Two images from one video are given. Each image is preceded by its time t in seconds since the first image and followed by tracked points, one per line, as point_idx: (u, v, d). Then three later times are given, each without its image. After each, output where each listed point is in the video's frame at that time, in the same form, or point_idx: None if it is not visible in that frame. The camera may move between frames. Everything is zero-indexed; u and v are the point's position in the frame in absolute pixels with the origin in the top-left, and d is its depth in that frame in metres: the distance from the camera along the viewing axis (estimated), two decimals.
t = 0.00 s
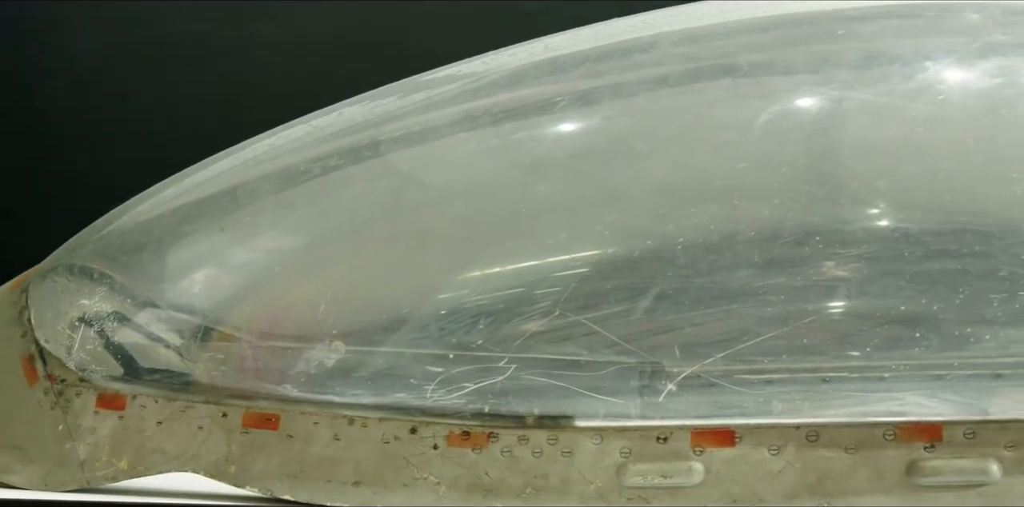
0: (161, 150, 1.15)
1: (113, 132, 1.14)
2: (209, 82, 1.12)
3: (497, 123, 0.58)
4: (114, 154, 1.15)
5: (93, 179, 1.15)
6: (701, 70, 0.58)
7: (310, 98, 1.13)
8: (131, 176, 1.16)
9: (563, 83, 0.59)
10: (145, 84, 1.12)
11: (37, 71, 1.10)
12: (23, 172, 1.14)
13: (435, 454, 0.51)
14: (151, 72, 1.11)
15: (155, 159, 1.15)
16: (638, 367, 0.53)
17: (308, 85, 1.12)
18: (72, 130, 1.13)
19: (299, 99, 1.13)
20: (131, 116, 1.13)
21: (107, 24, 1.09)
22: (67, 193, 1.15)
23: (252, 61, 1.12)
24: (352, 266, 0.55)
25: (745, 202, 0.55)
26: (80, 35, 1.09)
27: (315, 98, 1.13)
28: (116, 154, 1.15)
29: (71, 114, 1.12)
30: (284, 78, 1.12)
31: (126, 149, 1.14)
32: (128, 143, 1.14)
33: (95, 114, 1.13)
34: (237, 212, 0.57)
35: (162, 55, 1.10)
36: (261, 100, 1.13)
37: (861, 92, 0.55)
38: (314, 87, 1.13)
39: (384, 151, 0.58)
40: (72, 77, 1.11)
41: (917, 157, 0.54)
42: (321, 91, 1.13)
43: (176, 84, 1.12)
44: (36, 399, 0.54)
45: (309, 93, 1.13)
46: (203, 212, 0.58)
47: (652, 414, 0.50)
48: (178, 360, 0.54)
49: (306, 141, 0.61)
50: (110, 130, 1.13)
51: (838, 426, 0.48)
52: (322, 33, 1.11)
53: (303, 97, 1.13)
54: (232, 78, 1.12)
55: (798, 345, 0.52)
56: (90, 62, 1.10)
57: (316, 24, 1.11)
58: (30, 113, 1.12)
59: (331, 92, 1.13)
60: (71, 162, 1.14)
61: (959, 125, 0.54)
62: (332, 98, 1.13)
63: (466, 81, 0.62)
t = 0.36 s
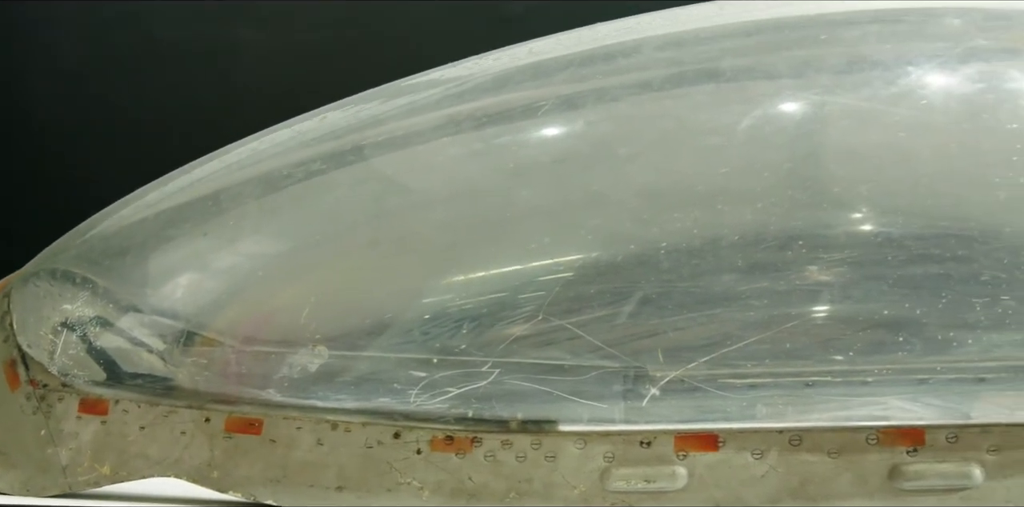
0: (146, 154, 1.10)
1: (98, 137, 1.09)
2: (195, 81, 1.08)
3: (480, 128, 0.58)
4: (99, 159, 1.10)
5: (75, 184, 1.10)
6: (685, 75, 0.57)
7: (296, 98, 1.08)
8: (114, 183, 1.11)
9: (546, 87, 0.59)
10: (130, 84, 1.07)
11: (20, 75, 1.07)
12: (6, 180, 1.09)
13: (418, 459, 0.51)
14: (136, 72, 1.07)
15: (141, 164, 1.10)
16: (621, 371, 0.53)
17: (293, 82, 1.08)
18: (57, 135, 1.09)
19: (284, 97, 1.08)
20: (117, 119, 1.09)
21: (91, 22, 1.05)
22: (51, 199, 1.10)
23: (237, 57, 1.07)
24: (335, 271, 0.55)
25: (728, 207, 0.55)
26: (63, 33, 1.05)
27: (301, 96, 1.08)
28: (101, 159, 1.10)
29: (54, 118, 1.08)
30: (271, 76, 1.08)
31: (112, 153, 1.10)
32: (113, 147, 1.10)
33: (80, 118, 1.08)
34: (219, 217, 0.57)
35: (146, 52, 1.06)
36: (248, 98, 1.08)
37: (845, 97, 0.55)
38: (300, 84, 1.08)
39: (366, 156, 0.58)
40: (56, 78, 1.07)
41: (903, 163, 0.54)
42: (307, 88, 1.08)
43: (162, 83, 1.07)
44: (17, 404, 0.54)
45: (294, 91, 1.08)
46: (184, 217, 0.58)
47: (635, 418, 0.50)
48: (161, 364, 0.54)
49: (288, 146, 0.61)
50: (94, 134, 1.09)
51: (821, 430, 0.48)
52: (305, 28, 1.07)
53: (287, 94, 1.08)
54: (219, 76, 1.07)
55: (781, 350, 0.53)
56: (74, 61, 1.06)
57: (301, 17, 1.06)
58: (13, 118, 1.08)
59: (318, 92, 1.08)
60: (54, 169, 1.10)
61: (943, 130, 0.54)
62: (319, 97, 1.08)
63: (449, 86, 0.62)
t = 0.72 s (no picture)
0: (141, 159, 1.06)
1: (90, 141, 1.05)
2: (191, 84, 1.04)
3: (464, 131, 0.58)
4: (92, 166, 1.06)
5: (66, 191, 1.06)
6: (669, 78, 0.58)
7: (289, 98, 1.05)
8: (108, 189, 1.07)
9: (529, 91, 0.59)
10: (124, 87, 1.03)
11: (6, 78, 1.02)
12: None
13: (402, 463, 0.53)
14: (125, 71, 1.03)
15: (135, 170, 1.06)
16: (605, 375, 0.53)
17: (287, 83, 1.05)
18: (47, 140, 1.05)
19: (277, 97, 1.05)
20: (109, 123, 1.05)
21: (85, 23, 1.01)
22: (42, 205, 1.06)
23: (233, 57, 1.03)
24: (318, 275, 0.55)
25: (712, 211, 0.55)
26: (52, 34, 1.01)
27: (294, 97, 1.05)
28: (94, 165, 1.06)
29: (44, 122, 1.04)
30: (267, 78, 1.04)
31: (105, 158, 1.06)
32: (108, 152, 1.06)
33: (72, 122, 1.04)
34: (204, 220, 0.57)
35: (140, 54, 1.02)
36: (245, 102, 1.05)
37: (828, 100, 0.55)
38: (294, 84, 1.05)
39: (351, 159, 0.58)
40: (45, 81, 1.03)
41: (885, 166, 0.54)
42: (301, 88, 1.05)
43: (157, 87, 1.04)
44: None
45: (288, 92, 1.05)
46: (168, 219, 0.57)
47: (619, 422, 0.52)
48: (144, 369, 0.54)
49: (271, 149, 0.60)
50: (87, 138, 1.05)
51: (804, 434, 0.50)
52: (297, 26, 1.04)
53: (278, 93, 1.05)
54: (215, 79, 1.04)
55: (763, 353, 0.53)
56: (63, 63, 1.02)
57: (299, 16, 1.03)
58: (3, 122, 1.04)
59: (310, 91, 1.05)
60: (44, 174, 1.06)
61: (925, 133, 0.54)
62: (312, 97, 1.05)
63: (433, 89, 0.61)
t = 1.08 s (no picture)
0: (109, 155, 0.94)
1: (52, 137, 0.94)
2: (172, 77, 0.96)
3: (449, 134, 0.57)
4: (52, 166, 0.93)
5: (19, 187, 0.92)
6: (654, 80, 0.57)
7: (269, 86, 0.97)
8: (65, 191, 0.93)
9: (513, 93, 0.58)
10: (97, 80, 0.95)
11: None
12: None
13: (386, 466, 0.53)
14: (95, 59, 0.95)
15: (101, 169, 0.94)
16: (590, 377, 0.54)
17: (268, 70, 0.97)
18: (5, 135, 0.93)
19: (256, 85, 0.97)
20: (77, 117, 0.94)
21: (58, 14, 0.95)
22: None
23: (213, 43, 0.97)
24: (302, 278, 0.55)
25: (698, 214, 0.55)
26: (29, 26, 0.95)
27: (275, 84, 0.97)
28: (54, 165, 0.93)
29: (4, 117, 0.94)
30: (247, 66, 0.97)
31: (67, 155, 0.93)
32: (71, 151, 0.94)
33: (32, 113, 0.94)
34: (188, 223, 0.56)
35: (118, 48, 0.95)
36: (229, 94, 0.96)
37: (811, 103, 0.55)
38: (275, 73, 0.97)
39: (335, 162, 0.57)
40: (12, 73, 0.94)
41: (869, 168, 0.54)
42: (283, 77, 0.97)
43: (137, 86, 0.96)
44: None
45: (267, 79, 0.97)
46: (152, 221, 0.57)
47: (605, 425, 0.52)
48: (128, 372, 0.54)
49: (257, 152, 0.60)
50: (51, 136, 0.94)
51: (788, 436, 0.51)
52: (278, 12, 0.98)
53: (258, 82, 0.97)
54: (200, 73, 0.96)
55: (748, 356, 0.54)
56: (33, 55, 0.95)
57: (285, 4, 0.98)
58: None
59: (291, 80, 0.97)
60: None
61: (909, 136, 0.54)
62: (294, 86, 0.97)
63: (419, 91, 0.61)
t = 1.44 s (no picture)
0: (109, 156, 0.92)
1: (52, 138, 0.92)
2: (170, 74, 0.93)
3: (434, 136, 0.57)
4: (54, 166, 0.92)
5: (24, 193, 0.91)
6: (639, 83, 0.57)
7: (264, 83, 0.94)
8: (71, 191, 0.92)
9: (498, 96, 0.58)
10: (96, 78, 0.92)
11: None
12: None
13: (371, 468, 0.54)
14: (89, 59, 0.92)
15: (102, 170, 0.92)
16: (575, 379, 0.54)
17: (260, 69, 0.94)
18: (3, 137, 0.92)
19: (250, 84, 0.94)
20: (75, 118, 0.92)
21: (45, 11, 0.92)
22: None
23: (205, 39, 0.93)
24: (287, 280, 0.55)
25: (683, 216, 0.55)
26: (21, 23, 0.92)
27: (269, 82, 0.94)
28: (56, 165, 0.92)
29: (3, 118, 0.92)
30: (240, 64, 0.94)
31: (67, 156, 0.92)
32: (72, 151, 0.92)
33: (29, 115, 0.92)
34: (173, 225, 0.56)
35: (113, 44, 0.92)
36: (228, 93, 0.93)
37: (795, 105, 0.55)
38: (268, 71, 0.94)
39: (320, 164, 0.57)
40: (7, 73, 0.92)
41: (852, 171, 0.54)
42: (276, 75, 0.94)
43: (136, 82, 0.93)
44: None
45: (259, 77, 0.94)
46: (137, 223, 0.57)
47: (589, 427, 0.53)
48: (113, 375, 0.54)
49: (242, 154, 0.60)
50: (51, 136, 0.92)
51: (772, 439, 0.52)
52: (277, 10, 0.94)
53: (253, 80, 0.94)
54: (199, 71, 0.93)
55: (732, 358, 0.54)
56: (28, 54, 0.92)
57: None
58: None
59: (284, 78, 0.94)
60: None
61: (893, 138, 0.54)
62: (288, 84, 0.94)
63: (404, 93, 0.61)
